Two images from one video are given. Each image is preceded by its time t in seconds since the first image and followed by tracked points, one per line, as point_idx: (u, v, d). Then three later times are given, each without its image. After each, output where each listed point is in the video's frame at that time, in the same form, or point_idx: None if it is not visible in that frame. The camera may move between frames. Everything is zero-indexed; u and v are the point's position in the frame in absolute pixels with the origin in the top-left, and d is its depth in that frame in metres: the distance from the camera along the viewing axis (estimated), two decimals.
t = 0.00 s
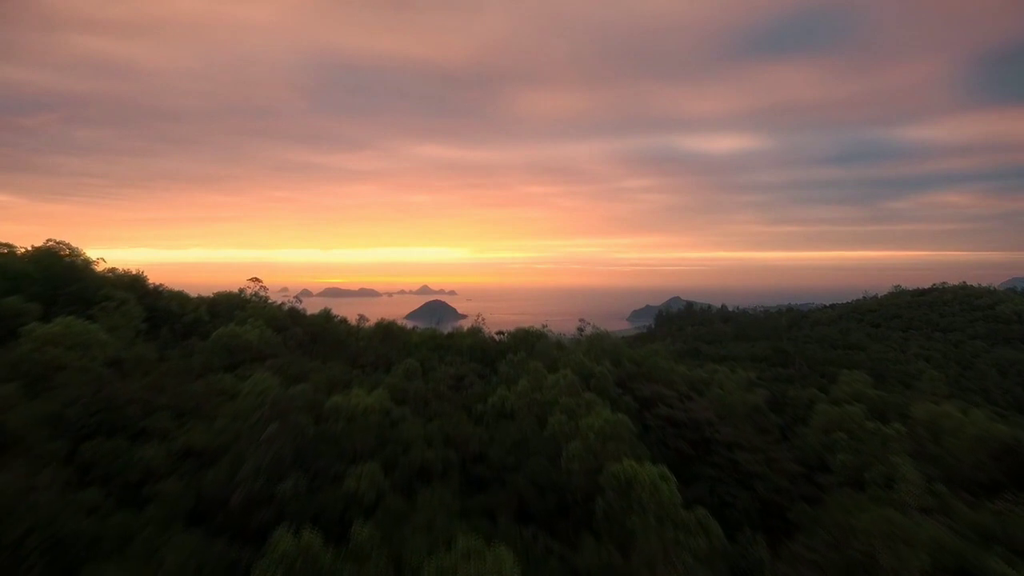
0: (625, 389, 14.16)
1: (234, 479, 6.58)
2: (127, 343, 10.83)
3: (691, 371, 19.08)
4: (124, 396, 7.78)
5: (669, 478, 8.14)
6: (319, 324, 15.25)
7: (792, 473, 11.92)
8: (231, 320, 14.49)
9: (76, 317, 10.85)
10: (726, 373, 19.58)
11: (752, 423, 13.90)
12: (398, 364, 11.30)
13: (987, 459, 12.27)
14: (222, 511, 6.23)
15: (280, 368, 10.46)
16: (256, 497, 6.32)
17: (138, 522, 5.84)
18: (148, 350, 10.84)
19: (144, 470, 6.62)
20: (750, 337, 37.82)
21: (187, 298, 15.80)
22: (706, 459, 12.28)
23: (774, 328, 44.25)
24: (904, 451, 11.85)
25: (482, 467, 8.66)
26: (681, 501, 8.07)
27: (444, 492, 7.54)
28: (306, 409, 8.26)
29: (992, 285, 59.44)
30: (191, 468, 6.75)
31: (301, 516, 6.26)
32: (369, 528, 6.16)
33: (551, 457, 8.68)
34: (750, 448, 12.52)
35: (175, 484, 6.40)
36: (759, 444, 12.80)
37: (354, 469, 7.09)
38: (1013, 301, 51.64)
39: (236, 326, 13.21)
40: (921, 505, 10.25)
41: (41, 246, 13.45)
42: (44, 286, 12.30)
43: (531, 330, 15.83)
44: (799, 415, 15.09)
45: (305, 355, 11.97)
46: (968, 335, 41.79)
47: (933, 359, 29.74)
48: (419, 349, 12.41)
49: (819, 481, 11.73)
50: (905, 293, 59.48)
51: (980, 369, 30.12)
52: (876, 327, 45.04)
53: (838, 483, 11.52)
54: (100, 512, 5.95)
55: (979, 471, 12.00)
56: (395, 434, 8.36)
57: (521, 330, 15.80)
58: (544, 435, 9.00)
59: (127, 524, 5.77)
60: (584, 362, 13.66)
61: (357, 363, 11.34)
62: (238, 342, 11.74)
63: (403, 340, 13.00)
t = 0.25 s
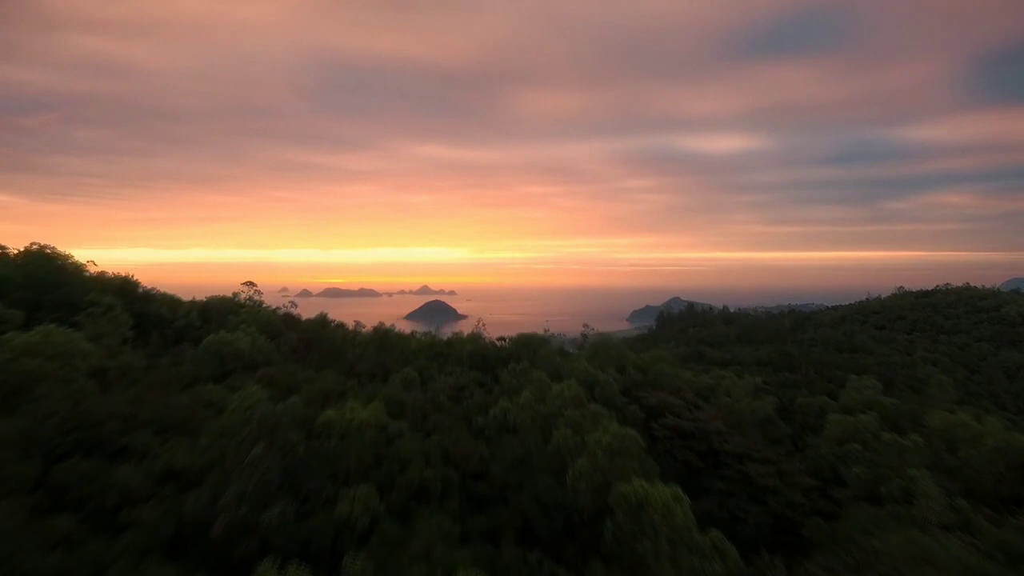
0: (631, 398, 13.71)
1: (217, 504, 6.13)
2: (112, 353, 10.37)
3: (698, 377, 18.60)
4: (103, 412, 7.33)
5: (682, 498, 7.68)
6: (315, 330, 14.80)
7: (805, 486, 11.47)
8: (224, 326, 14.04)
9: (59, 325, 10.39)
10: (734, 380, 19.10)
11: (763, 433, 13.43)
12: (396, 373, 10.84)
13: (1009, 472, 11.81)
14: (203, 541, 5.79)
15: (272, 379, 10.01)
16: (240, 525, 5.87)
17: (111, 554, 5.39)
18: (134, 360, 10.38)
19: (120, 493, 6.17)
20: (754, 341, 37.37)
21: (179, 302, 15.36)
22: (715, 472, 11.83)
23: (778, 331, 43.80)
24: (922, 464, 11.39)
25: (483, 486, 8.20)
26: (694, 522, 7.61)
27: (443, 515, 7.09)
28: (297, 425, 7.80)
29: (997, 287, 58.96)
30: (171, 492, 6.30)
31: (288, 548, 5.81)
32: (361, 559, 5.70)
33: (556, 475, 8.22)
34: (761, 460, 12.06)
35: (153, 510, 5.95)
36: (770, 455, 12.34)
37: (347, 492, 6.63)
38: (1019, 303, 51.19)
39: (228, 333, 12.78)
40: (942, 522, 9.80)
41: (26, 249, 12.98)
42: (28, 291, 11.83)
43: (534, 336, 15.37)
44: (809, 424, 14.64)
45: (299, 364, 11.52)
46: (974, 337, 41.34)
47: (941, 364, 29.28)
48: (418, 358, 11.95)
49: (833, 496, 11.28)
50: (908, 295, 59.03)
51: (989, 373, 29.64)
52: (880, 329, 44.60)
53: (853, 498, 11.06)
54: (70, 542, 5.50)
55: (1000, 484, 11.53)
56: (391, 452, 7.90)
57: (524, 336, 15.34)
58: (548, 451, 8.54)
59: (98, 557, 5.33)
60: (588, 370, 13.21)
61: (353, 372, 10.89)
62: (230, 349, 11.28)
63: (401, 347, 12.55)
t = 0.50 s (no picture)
0: (636, 406, 13.29)
1: (199, 530, 5.72)
2: (96, 363, 9.94)
3: (703, 383, 18.20)
4: (82, 427, 6.92)
5: (695, 518, 7.25)
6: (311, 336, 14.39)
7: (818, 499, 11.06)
8: (216, 331, 13.62)
9: (41, 333, 9.95)
10: (740, 385, 18.69)
11: (772, 443, 13.02)
12: (393, 383, 10.42)
13: None
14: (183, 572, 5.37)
15: (263, 390, 9.60)
16: (224, 553, 5.47)
17: None
18: (119, 370, 9.95)
19: (96, 516, 5.75)
20: (756, 343, 36.98)
21: (172, 307, 14.94)
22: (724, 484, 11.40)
23: (781, 332, 43.43)
24: (940, 477, 10.96)
25: (484, 504, 7.78)
26: (708, 545, 7.18)
27: (441, 538, 6.66)
28: (288, 440, 7.39)
29: (1000, 289, 58.63)
30: (152, 515, 5.91)
31: None
32: None
33: (562, 493, 7.80)
34: (772, 471, 11.64)
35: (130, 536, 5.55)
36: (781, 465, 11.92)
37: (339, 515, 6.22)
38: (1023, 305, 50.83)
39: (220, 339, 12.36)
40: (964, 538, 9.39)
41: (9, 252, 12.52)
42: (11, 299, 11.38)
43: (536, 342, 14.97)
44: (820, 434, 14.22)
45: (293, 372, 11.11)
46: (979, 340, 40.96)
47: (948, 367, 28.90)
48: (416, 366, 11.53)
49: (848, 510, 10.86)
50: (912, 296, 58.71)
51: (996, 376, 29.28)
52: (884, 331, 44.27)
53: (869, 511, 10.65)
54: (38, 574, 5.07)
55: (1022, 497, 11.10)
56: (388, 469, 7.49)
57: (526, 341, 14.94)
58: (553, 467, 8.12)
59: None
60: (592, 378, 12.81)
61: (349, 382, 10.47)
62: (221, 358, 10.85)
63: (399, 354, 12.13)
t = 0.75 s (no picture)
0: (644, 416, 12.78)
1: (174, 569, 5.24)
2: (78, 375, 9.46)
3: (711, 389, 17.68)
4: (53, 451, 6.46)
5: (714, 546, 6.72)
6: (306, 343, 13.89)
7: (835, 515, 10.56)
8: (208, 338, 13.13)
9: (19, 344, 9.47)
10: (748, 392, 18.18)
11: (785, 455, 12.53)
12: (391, 394, 9.93)
13: None
14: None
15: (253, 403, 9.11)
16: None
17: None
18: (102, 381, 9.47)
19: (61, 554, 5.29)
20: (761, 347, 36.46)
21: (163, 311, 14.43)
22: (736, 500, 10.91)
23: (785, 335, 42.92)
24: (964, 494, 10.43)
25: (486, 528, 7.29)
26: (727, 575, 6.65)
27: (439, 570, 6.16)
28: (275, 462, 6.90)
29: (1006, 290, 58.08)
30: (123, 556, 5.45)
31: None
32: None
33: (568, 518, 7.29)
34: (786, 485, 11.14)
35: None
36: (796, 479, 11.41)
37: (327, 550, 5.73)
38: None
39: (211, 347, 11.87)
40: (993, 560, 8.86)
41: None
42: None
43: (540, 349, 14.46)
44: (835, 446, 13.71)
45: (286, 382, 10.61)
46: (987, 342, 40.40)
47: (957, 371, 28.40)
48: (416, 375, 11.02)
49: (866, 527, 10.35)
50: (917, 298, 58.16)
51: (1006, 380, 28.79)
52: (890, 334, 43.73)
53: (889, 529, 10.16)
54: None
55: None
56: (383, 491, 7.00)
57: (530, 347, 14.43)
58: (560, 488, 7.62)
59: None
60: (599, 387, 12.31)
61: (345, 393, 9.98)
62: (210, 368, 10.36)
63: (398, 362, 11.62)
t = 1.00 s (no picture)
0: (651, 424, 12.39)
1: None
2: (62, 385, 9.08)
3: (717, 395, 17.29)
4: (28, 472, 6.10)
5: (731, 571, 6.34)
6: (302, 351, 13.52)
7: (849, 529, 10.17)
8: (201, 343, 12.74)
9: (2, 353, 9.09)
10: (755, 397, 17.78)
11: (796, 465, 12.15)
12: (388, 404, 9.54)
13: None
14: None
15: (244, 413, 8.70)
16: None
17: None
18: (87, 391, 9.09)
19: None
20: (764, 349, 36.07)
21: (155, 314, 14.03)
22: (747, 513, 10.52)
23: (789, 336, 42.52)
24: (984, 508, 10.06)
25: (488, 550, 6.91)
26: None
27: None
28: (265, 481, 6.53)
29: (1010, 291, 57.70)
30: None
31: None
32: None
33: (575, 539, 6.91)
34: (798, 497, 10.75)
35: None
36: (808, 491, 11.03)
37: None
38: None
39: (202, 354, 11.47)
40: None
41: None
42: None
43: (543, 354, 14.06)
44: (846, 455, 13.32)
45: (280, 391, 10.24)
46: (992, 344, 40.00)
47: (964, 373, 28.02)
48: (415, 383, 10.63)
49: (883, 542, 9.97)
50: (920, 299, 57.78)
51: (1013, 383, 28.43)
52: (894, 335, 43.35)
53: (907, 545, 9.77)
54: None
55: None
56: (379, 512, 6.63)
57: (532, 353, 14.04)
58: (565, 507, 7.24)
59: None
60: (604, 395, 11.91)
61: (341, 403, 9.59)
62: (201, 376, 9.97)
63: (396, 370, 11.23)
